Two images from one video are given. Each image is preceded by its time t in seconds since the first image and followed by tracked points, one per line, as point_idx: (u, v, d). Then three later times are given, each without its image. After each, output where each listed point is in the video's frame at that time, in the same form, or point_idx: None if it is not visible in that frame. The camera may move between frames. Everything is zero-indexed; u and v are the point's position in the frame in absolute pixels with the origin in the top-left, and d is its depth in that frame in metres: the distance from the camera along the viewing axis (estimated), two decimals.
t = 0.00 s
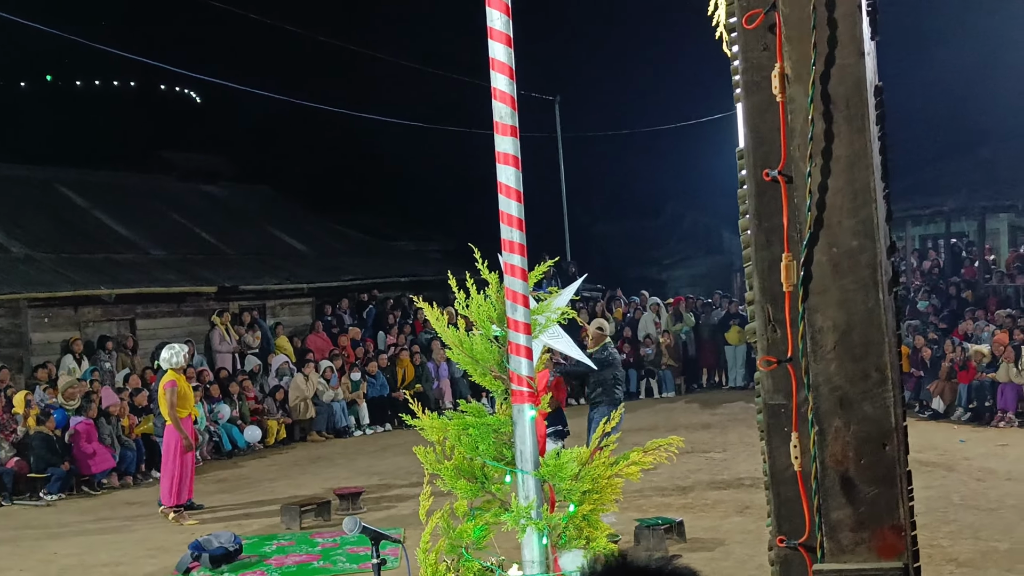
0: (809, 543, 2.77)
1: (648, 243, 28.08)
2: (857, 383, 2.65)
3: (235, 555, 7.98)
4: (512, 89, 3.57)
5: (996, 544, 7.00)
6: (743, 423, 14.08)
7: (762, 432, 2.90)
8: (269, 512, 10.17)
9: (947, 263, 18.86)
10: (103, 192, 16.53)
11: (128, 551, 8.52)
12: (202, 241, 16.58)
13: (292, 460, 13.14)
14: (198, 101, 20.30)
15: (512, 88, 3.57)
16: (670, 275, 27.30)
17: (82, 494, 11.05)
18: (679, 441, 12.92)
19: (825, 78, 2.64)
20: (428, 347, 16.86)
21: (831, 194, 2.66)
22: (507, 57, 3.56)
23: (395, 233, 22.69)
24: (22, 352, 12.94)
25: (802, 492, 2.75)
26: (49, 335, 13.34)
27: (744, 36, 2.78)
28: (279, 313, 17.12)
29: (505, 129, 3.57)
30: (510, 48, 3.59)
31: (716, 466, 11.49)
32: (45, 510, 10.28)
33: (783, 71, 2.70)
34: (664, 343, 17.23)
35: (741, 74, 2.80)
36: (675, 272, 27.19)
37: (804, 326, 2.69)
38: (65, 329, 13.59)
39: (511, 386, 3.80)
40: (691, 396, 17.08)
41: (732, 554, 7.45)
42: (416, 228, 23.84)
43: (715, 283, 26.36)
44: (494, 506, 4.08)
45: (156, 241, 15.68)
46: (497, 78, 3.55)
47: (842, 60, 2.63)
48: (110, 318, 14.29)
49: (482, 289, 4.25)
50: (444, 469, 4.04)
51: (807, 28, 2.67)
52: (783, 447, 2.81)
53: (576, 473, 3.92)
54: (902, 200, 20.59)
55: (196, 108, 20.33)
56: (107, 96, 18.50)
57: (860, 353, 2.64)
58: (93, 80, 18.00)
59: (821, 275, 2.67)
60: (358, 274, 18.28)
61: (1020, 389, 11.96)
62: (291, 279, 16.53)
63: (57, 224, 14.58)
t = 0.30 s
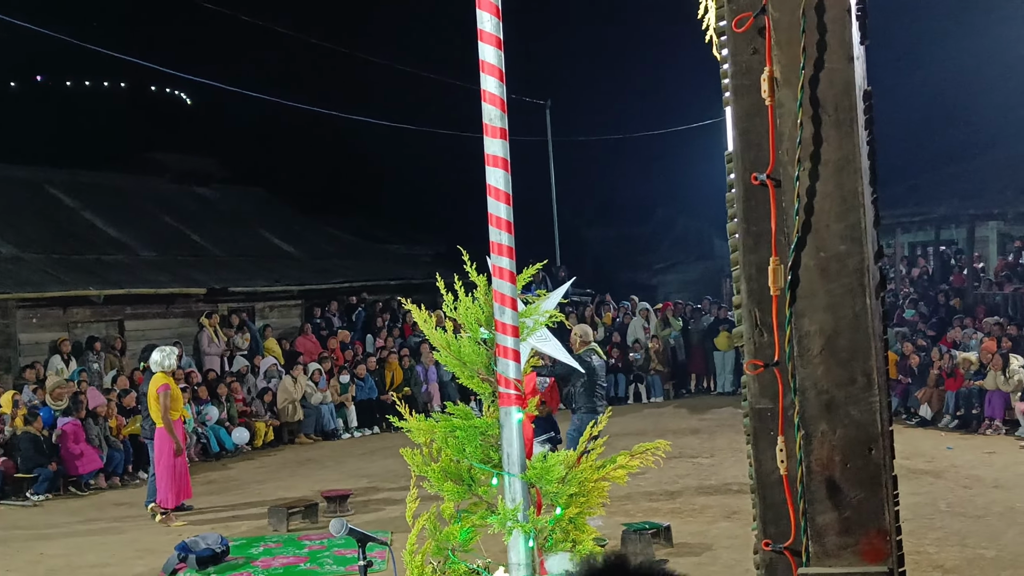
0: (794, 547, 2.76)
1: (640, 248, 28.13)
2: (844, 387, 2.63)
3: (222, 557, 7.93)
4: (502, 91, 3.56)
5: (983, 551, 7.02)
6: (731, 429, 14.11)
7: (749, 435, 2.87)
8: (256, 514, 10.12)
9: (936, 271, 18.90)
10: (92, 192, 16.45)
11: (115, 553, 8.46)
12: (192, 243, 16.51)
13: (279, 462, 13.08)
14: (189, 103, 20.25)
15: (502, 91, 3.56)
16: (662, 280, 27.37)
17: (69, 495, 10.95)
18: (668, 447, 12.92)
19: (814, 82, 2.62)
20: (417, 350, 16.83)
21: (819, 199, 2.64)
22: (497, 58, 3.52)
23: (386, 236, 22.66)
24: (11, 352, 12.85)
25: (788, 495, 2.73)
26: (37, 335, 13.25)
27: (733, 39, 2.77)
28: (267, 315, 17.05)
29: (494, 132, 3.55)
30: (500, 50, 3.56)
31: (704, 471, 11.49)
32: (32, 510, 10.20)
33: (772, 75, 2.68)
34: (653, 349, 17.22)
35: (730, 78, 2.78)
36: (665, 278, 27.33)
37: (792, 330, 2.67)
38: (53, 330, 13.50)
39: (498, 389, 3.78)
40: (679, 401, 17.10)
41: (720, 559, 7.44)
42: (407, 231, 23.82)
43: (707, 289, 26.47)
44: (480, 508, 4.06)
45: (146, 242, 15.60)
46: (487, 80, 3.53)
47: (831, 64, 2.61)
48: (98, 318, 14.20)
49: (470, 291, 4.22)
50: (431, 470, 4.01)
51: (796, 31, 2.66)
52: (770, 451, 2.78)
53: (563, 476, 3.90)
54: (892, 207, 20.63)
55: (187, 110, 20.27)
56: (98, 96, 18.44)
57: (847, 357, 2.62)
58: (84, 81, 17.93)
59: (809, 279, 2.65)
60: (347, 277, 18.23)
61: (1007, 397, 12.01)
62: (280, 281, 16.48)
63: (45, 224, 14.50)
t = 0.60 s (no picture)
0: (779, 548, 2.76)
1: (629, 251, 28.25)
2: (831, 389, 2.62)
3: (209, 558, 7.89)
4: (491, 92, 3.55)
5: (969, 554, 7.05)
6: (719, 431, 14.13)
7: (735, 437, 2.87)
8: (244, 515, 10.07)
9: (924, 275, 19.01)
10: (80, 192, 16.36)
11: (102, 553, 8.40)
12: (180, 243, 16.45)
13: (267, 463, 13.02)
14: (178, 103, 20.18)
15: (491, 92, 3.55)
16: (649, 283, 27.14)
17: (56, 495, 10.86)
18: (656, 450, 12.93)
19: (802, 84, 2.62)
20: (405, 352, 16.81)
21: (806, 201, 2.63)
22: (486, 59, 3.52)
23: (375, 238, 22.64)
24: None
25: (774, 497, 2.73)
26: (25, 335, 13.16)
27: (722, 41, 2.78)
28: (256, 316, 16.99)
29: (482, 133, 3.55)
30: (489, 51, 3.56)
31: (692, 474, 11.50)
32: (18, 511, 10.13)
33: (760, 76, 2.68)
34: (641, 351, 17.24)
35: (719, 80, 2.78)
36: (654, 281, 27.17)
37: (779, 331, 2.66)
38: (41, 329, 13.41)
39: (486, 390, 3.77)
40: (667, 404, 17.12)
41: (708, 562, 7.45)
42: (396, 234, 23.79)
43: (696, 292, 25.89)
44: (468, 510, 4.04)
45: (134, 242, 15.53)
46: (476, 80, 3.52)
47: (819, 66, 2.60)
48: (86, 318, 14.11)
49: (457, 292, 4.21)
50: (418, 471, 4.00)
51: (785, 33, 2.65)
52: (756, 452, 2.78)
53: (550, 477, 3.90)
54: (880, 212, 20.75)
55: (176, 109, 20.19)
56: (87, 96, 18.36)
57: (834, 358, 2.61)
58: (73, 80, 17.85)
59: (796, 281, 2.65)
60: (336, 279, 18.20)
61: (994, 401, 12.08)
62: (268, 282, 16.44)
63: (33, 224, 14.41)
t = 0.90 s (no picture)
0: (770, 548, 2.75)
1: (623, 252, 28.29)
2: (821, 391, 2.62)
3: (201, 557, 7.85)
4: (483, 92, 3.54)
5: (961, 556, 7.07)
6: (712, 433, 14.15)
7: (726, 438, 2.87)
8: (236, 514, 10.04)
9: (917, 278, 19.08)
10: (73, 190, 16.29)
11: (93, 552, 8.36)
12: (173, 242, 16.40)
13: (259, 462, 12.98)
14: (171, 101, 20.12)
15: (483, 92, 3.53)
16: (642, 284, 27.22)
17: (47, 494, 10.81)
18: (647, 451, 12.93)
19: (793, 86, 2.62)
20: (398, 352, 16.79)
21: (797, 203, 2.62)
22: (478, 60, 3.52)
23: (368, 238, 22.62)
24: None
25: (763, 497, 2.73)
26: (16, 334, 13.10)
27: (713, 42, 2.78)
28: (249, 315, 16.95)
29: (474, 132, 3.53)
30: (481, 52, 3.56)
31: (684, 474, 11.51)
32: (8, 510, 10.08)
33: (751, 77, 2.68)
34: (634, 352, 17.27)
35: (710, 81, 2.78)
36: (647, 281, 27.20)
37: (769, 332, 2.66)
38: (33, 328, 13.34)
39: (478, 388, 3.76)
40: (660, 405, 17.14)
41: (700, 562, 7.45)
42: (389, 234, 23.77)
43: (688, 293, 26.16)
44: (458, 509, 4.03)
45: (127, 241, 15.47)
46: (468, 80, 3.51)
47: (809, 67, 2.60)
48: (78, 317, 14.05)
49: (449, 291, 4.20)
50: (409, 471, 3.97)
51: (776, 35, 2.65)
52: (746, 453, 2.78)
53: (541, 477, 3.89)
54: (872, 214, 20.82)
55: (169, 108, 20.13)
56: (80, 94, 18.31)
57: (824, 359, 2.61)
58: (67, 78, 17.79)
59: (785, 282, 2.64)
60: (329, 278, 18.17)
61: (986, 403, 12.09)
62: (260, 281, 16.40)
63: (25, 223, 14.35)
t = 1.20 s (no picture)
0: (762, 549, 2.71)
1: (616, 253, 28.34)
2: (813, 390, 2.63)
3: (193, 556, 7.84)
4: (477, 91, 3.54)
5: (953, 556, 7.10)
6: (704, 433, 14.17)
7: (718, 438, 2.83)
8: (228, 514, 10.02)
9: (910, 279, 19.15)
10: (65, 189, 16.23)
11: (85, 551, 8.33)
12: (166, 241, 16.35)
13: (251, 462, 12.95)
14: (164, 100, 20.06)
15: (477, 92, 3.53)
16: (635, 285, 27.25)
17: (39, 492, 10.77)
18: (640, 452, 12.94)
19: (786, 86, 2.62)
20: (392, 352, 16.78)
21: (790, 203, 2.63)
22: (472, 59, 3.51)
23: (362, 237, 22.59)
24: None
25: (756, 499, 2.70)
26: (9, 332, 13.04)
27: (707, 41, 2.75)
28: (241, 314, 16.90)
29: (468, 132, 3.52)
30: (475, 51, 3.55)
31: (676, 475, 11.52)
32: None
33: (744, 77, 2.66)
34: (627, 352, 17.27)
35: (703, 80, 2.76)
36: (640, 282, 27.23)
37: (761, 332, 2.64)
38: (26, 326, 13.28)
39: (470, 388, 3.74)
40: (652, 405, 17.16)
41: (692, 563, 7.46)
42: (382, 233, 23.75)
43: (681, 294, 26.21)
44: (450, 509, 4.02)
45: (119, 240, 15.42)
46: (462, 79, 3.50)
47: (803, 67, 2.61)
48: (71, 315, 13.99)
49: (441, 291, 4.18)
50: (401, 471, 3.97)
51: (770, 35, 2.65)
52: (738, 454, 2.74)
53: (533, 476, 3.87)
54: (865, 216, 20.90)
55: (162, 106, 20.07)
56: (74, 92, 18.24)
57: (816, 359, 2.62)
58: (60, 76, 17.72)
59: (778, 282, 2.64)
60: (323, 278, 18.14)
61: (978, 404, 12.17)
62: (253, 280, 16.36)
63: (18, 221, 14.29)
